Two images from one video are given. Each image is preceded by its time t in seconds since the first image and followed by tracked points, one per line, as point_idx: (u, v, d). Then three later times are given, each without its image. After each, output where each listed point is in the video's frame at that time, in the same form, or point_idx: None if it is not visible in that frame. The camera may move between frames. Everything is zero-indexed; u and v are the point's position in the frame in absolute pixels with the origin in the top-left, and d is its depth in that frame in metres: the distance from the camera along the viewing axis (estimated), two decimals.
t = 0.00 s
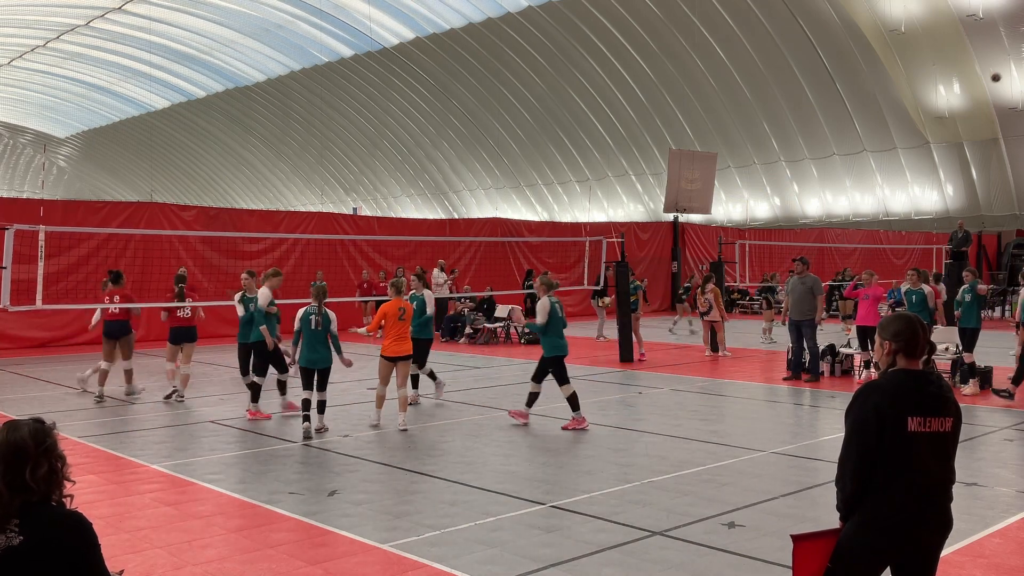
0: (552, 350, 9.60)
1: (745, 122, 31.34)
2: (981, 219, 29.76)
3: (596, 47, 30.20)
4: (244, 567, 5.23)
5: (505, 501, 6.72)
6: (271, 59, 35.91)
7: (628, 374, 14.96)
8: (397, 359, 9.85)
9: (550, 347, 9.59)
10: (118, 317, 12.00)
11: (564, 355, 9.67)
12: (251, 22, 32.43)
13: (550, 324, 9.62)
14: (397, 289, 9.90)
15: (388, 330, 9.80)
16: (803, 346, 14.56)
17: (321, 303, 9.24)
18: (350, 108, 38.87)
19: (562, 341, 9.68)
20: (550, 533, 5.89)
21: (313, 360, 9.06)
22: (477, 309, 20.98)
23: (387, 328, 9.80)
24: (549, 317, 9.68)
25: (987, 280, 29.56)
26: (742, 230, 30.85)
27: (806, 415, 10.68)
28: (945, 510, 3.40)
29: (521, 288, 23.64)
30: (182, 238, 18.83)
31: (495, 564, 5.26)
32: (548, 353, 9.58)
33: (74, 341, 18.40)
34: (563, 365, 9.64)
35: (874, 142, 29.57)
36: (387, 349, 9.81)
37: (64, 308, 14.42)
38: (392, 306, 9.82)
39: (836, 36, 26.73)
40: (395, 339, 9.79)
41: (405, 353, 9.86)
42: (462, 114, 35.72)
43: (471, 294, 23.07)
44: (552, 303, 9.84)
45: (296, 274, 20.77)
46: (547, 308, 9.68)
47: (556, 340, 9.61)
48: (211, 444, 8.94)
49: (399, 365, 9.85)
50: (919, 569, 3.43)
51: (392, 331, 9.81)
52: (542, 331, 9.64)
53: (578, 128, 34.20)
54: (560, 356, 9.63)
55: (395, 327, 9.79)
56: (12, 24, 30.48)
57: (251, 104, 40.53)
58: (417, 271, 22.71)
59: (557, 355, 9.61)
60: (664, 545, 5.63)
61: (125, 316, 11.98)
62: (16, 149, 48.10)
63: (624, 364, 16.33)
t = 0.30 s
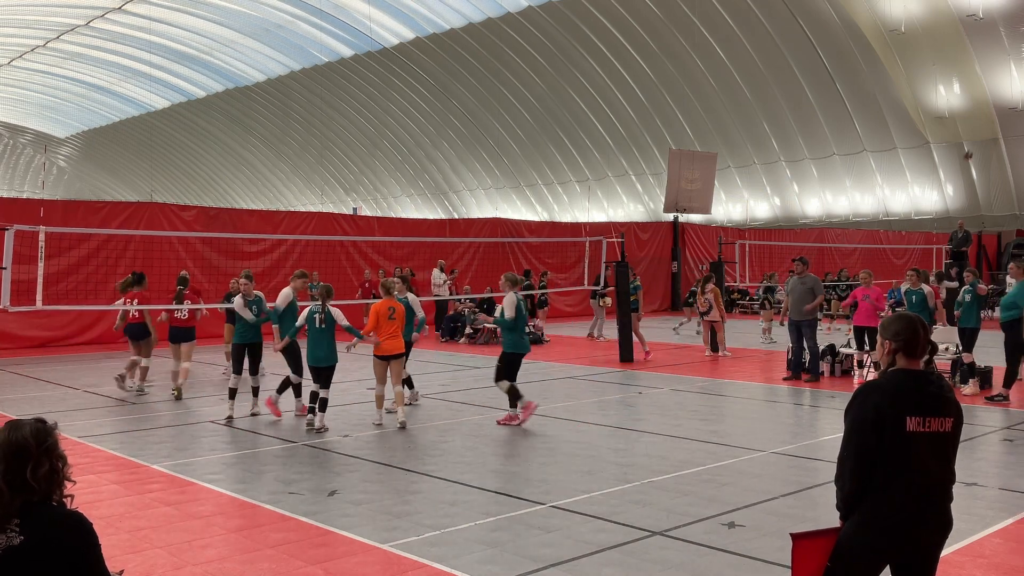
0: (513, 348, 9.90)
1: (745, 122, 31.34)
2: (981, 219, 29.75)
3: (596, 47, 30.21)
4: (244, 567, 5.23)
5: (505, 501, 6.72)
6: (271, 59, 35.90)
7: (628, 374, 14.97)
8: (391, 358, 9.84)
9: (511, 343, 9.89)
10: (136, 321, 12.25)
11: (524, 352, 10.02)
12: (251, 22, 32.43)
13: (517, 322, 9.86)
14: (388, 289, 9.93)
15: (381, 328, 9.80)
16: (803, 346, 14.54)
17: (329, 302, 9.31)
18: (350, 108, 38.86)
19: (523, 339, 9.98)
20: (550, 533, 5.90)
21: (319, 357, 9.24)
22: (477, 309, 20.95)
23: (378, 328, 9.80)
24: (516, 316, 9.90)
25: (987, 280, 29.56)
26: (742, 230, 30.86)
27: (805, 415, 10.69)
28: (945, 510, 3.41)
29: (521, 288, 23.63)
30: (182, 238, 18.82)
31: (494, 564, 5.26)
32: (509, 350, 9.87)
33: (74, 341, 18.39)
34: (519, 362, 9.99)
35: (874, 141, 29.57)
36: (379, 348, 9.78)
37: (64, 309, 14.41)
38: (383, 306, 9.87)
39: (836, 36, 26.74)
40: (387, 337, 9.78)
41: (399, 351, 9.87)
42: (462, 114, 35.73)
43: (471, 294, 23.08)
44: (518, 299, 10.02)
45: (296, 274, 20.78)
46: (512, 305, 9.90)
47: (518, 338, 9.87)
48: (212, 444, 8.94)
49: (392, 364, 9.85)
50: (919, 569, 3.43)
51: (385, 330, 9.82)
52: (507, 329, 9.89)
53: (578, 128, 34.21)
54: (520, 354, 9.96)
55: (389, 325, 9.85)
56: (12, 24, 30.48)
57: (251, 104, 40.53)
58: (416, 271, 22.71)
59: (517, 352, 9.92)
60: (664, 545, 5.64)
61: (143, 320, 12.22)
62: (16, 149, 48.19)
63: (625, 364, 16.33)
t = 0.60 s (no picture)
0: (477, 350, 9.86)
1: (745, 122, 31.34)
2: (981, 219, 29.75)
3: (596, 47, 30.21)
4: (244, 567, 5.23)
5: (505, 501, 6.72)
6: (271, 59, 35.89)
7: (628, 374, 14.96)
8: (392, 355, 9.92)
9: (474, 346, 9.84)
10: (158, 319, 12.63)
11: (487, 358, 9.98)
12: (251, 22, 32.43)
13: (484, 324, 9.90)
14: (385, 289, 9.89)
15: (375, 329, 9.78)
16: (803, 346, 14.54)
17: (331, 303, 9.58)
18: (350, 108, 38.86)
19: (486, 343, 9.96)
20: (550, 533, 5.89)
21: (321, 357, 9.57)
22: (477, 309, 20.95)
23: (371, 327, 9.88)
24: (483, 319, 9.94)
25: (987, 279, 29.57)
26: (742, 231, 30.85)
27: (805, 415, 10.68)
28: (945, 510, 3.40)
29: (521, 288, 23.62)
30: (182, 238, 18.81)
31: (495, 564, 5.26)
32: (471, 353, 9.82)
33: (74, 341, 18.40)
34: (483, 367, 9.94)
35: (874, 141, 29.56)
36: (377, 346, 9.83)
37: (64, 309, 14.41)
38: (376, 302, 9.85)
39: (836, 36, 26.74)
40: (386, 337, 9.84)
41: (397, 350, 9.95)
42: (462, 115, 35.73)
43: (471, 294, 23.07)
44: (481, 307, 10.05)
45: (296, 274, 20.78)
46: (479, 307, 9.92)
47: (483, 341, 9.87)
48: (212, 445, 8.94)
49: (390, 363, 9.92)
50: (919, 569, 3.42)
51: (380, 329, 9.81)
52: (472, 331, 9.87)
53: (578, 128, 34.22)
54: (482, 358, 9.91)
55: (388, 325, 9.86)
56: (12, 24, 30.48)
57: (251, 104, 40.53)
58: (416, 270, 22.69)
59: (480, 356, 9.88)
60: (664, 545, 5.63)
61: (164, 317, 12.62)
62: (16, 149, 48.26)
63: (625, 364, 16.32)
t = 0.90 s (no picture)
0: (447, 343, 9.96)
1: (745, 122, 31.34)
2: (981, 219, 29.73)
3: (596, 47, 30.21)
4: (243, 567, 5.23)
5: (505, 501, 6.72)
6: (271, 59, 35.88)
7: (628, 374, 14.96)
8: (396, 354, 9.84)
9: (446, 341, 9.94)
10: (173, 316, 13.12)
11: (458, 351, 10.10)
12: (251, 22, 32.43)
13: (452, 319, 9.96)
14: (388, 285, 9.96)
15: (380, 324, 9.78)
16: (803, 346, 14.53)
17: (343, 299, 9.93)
18: (350, 108, 38.85)
19: (458, 338, 10.07)
20: (550, 533, 5.89)
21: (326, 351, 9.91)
22: (476, 309, 20.94)
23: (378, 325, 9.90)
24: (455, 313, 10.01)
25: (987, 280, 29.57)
26: (742, 230, 30.84)
27: (805, 415, 10.69)
28: (945, 510, 3.41)
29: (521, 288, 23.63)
30: (183, 238, 18.81)
31: (494, 564, 5.26)
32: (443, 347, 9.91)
33: (74, 341, 18.40)
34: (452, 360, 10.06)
35: (874, 142, 29.57)
36: (383, 345, 9.78)
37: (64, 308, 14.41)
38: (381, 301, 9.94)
39: (836, 36, 26.74)
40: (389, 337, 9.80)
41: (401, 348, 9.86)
42: (462, 114, 35.73)
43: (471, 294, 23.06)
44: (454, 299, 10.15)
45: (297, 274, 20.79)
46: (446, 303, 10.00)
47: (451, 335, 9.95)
48: (212, 444, 8.94)
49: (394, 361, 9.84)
50: (919, 569, 3.42)
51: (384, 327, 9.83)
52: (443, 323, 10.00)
53: (578, 129, 34.22)
54: (454, 352, 10.03)
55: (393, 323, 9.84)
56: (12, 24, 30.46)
57: (251, 104, 40.53)
58: (417, 270, 22.68)
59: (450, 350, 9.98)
60: (664, 545, 5.63)
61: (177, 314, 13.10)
62: (16, 149, 48.32)
63: (625, 364, 16.33)
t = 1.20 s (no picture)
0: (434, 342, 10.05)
1: (745, 122, 31.34)
2: (981, 218, 29.71)
3: (596, 47, 30.21)
4: (243, 567, 5.23)
5: (505, 501, 6.72)
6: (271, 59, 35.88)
7: (628, 374, 14.96)
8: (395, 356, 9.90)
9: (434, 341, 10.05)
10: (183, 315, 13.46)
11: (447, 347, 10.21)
12: (251, 22, 32.43)
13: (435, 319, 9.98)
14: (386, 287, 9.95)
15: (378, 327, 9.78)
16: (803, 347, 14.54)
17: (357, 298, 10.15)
18: (350, 108, 38.85)
19: (444, 334, 10.12)
20: (550, 533, 5.90)
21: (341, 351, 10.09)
22: (477, 308, 20.93)
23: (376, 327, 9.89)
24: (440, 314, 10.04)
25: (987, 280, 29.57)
26: (742, 230, 30.85)
27: (806, 415, 10.68)
28: (945, 510, 3.41)
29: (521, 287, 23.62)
30: (183, 238, 18.82)
31: (495, 564, 5.26)
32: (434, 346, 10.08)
33: (74, 341, 18.40)
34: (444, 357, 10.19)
35: (874, 142, 29.58)
36: (378, 346, 9.83)
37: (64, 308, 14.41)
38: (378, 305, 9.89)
39: (836, 36, 26.74)
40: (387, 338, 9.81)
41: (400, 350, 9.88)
42: (462, 114, 35.74)
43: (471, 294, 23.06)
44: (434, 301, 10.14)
45: (297, 274, 20.80)
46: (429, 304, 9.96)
47: (439, 335, 9.99)
48: (212, 444, 8.94)
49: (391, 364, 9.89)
50: (918, 569, 3.42)
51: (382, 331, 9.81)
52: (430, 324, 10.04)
53: (578, 129, 34.21)
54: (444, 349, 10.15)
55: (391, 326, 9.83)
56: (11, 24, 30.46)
57: (251, 104, 40.52)
58: (417, 270, 22.66)
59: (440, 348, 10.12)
60: (664, 545, 5.64)
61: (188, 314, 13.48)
62: (16, 149, 48.35)
63: (625, 364, 16.34)
